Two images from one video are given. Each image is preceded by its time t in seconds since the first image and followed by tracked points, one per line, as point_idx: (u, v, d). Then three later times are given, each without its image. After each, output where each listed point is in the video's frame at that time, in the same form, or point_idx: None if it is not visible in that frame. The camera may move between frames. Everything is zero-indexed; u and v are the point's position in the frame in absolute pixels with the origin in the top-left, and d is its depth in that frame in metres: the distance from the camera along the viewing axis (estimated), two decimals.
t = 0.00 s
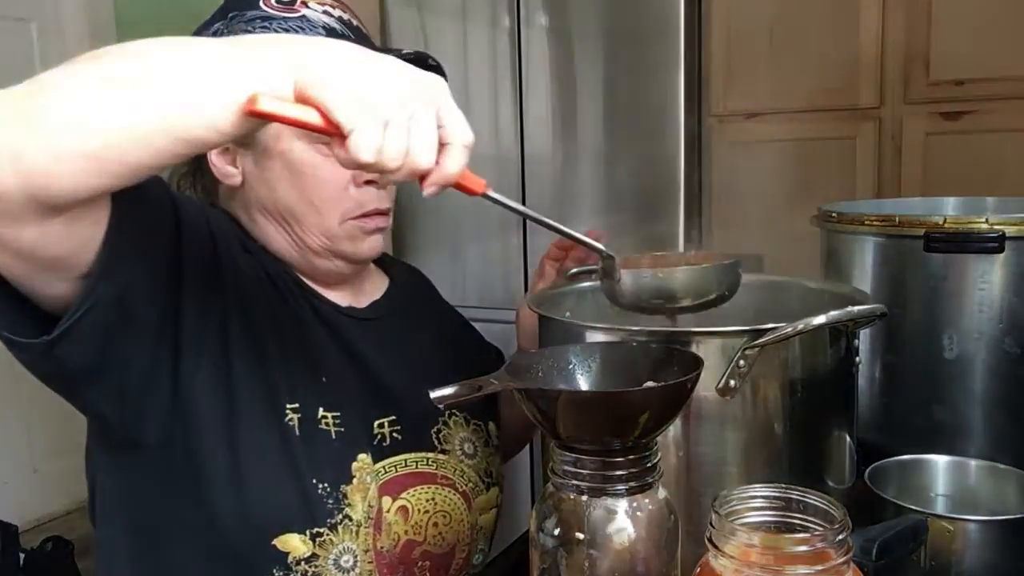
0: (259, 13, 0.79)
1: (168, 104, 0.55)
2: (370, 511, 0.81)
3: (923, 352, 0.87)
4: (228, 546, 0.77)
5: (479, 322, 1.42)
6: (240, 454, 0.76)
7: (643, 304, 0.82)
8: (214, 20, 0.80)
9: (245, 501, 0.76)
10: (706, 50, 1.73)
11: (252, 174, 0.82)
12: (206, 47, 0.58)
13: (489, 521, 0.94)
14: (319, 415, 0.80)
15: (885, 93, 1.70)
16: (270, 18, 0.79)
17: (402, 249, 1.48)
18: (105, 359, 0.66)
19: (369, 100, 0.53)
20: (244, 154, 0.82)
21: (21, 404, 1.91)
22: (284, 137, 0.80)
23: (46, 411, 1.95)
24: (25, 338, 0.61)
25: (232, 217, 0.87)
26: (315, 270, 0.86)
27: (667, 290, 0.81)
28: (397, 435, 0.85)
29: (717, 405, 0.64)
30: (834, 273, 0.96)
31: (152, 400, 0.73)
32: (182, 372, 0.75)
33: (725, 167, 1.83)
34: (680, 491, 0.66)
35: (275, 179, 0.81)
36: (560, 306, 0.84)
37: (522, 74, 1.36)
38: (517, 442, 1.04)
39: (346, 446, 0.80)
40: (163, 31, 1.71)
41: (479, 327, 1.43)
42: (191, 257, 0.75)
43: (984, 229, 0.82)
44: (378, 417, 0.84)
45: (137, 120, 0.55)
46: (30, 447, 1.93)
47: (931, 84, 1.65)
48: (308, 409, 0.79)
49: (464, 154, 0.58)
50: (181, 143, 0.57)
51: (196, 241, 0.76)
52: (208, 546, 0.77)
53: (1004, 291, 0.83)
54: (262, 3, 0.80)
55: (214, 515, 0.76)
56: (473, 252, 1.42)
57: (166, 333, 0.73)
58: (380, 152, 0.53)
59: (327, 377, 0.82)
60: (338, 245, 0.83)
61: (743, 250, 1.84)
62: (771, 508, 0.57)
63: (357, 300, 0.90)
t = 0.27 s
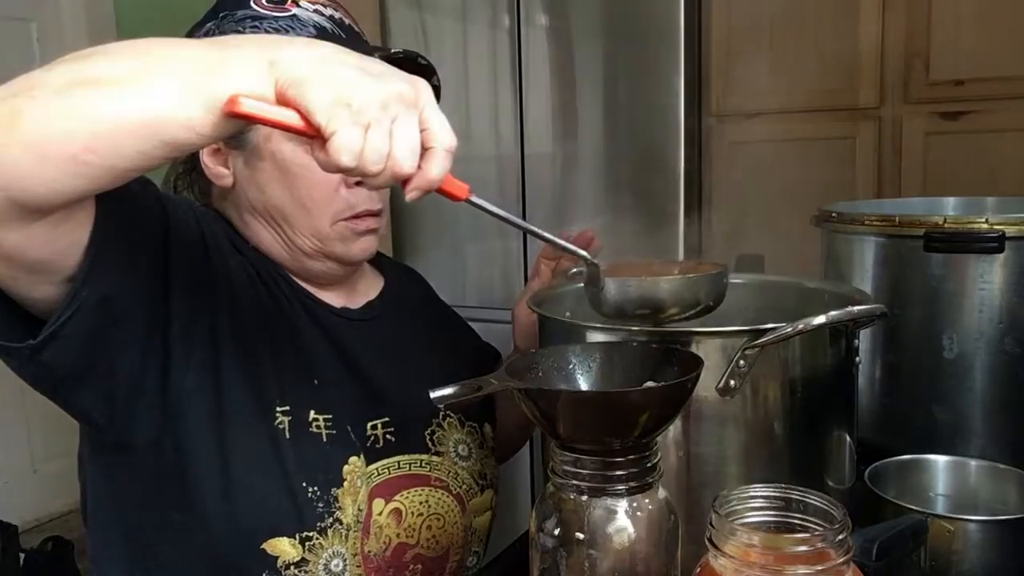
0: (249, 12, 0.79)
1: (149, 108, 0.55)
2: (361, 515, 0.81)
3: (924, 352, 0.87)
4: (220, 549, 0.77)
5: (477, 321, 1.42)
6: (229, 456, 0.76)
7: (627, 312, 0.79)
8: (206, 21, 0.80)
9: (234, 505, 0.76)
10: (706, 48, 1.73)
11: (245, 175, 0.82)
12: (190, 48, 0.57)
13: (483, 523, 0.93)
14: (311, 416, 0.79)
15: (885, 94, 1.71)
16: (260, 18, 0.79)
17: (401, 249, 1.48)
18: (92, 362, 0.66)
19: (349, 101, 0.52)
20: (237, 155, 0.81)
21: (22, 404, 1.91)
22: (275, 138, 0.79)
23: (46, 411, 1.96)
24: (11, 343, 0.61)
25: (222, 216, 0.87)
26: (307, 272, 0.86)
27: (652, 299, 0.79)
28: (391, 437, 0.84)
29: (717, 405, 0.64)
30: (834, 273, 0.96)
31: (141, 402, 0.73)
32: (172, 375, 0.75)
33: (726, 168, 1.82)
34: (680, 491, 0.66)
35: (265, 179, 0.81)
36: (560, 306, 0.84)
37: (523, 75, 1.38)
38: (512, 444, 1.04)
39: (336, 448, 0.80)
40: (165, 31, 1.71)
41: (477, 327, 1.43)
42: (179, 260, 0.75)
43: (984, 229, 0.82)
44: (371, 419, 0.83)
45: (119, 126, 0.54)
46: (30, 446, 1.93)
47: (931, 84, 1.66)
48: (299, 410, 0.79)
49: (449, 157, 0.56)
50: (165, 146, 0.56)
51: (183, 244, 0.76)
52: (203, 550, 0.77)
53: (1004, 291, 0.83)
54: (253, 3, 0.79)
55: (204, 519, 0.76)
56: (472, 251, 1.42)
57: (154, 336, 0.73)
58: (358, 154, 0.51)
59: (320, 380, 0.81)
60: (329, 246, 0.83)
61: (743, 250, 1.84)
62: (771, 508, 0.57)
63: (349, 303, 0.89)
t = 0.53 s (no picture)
0: (244, 12, 0.79)
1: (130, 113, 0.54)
2: (353, 518, 0.80)
3: (924, 352, 0.87)
4: (217, 551, 0.77)
5: (474, 321, 1.43)
6: (222, 459, 0.77)
7: (618, 314, 0.80)
8: (202, 20, 0.80)
9: (228, 508, 0.76)
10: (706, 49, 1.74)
11: (238, 175, 0.82)
12: (167, 52, 0.56)
13: (480, 526, 0.93)
14: (304, 421, 0.79)
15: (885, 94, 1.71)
16: (255, 18, 0.79)
17: (401, 249, 1.48)
18: (83, 364, 0.66)
19: (337, 103, 0.51)
20: (231, 155, 0.82)
21: (21, 403, 1.91)
22: (269, 139, 0.79)
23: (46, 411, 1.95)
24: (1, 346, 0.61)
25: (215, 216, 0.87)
26: (302, 274, 0.86)
27: (642, 300, 0.79)
28: (385, 439, 0.84)
29: (717, 405, 0.64)
30: (834, 273, 0.96)
31: (135, 405, 0.73)
32: (163, 377, 0.75)
33: (727, 168, 1.82)
34: (680, 491, 0.66)
35: (259, 180, 0.81)
36: (561, 305, 0.84)
37: (522, 75, 1.38)
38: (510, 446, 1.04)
39: (332, 451, 0.80)
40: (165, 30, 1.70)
41: (475, 327, 1.43)
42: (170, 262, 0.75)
43: (984, 229, 0.82)
44: (366, 421, 0.83)
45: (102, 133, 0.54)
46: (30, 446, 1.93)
47: (931, 84, 1.66)
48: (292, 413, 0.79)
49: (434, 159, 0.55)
50: (151, 148, 0.56)
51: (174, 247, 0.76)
52: (192, 554, 0.77)
53: (1004, 291, 0.83)
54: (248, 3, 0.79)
55: (197, 522, 0.76)
56: (471, 251, 1.42)
57: (144, 338, 0.73)
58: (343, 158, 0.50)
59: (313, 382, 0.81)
60: (323, 248, 0.83)
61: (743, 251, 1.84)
62: (771, 508, 0.57)
63: (344, 304, 0.88)
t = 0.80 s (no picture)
0: (243, 11, 0.79)
1: (104, 113, 0.54)
2: (349, 522, 0.80)
3: (924, 352, 0.87)
4: (213, 552, 0.77)
5: (473, 321, 1.43)
6: (216, 461, 0.77)
7: (604, 308, 0.80)
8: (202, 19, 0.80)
9: (223, 508, 0.76)
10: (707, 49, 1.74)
11: (235, 174, 0.82)
12: (136, 47, 0.55)
13: (478, 530, 0.93)
14: (301, 423, 0.79)
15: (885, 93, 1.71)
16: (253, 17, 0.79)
17: (401, 249, 1.48)
18: (71, 368, 0.67)
19: (308, 92, 0.50)
20: (229, 154, 0.82)
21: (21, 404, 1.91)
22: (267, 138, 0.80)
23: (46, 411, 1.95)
24: None
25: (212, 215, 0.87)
26: (299, 276, 0.86)
27: (629, 293, 0.80)
28: (384, 441, 0.84)
29: (717, 405, 0.64)
30: (834, 273, 0.96)
31: (128, 406, 0.74)
32: (157, 377, 0.75)
33: (727, 168, 1.82)
34: (680, 491, 0.66)
35: (255, 180, 0.81)
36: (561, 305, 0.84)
37: (522, 75, 1.36)
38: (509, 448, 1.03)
39: (329, 454, 0.80)
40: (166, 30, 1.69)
41: (473, 327, 1.43)
42: (164, 263, 0.75)
43: (984, 229, 0.82)
44: (364, 424, 0.83)
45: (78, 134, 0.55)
46: (29, 446, 1.93)
47: (931, 84, 1.66)
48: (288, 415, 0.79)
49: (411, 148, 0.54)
50: (126, 144, 0.56)
51: (169, 248, 0.77)
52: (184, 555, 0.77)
53: (1004, 291, 0.83)
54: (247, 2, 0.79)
55: (191, 523, 0.76)
56: (471, 252, 1.42)
57: (138, 340, 0.73)
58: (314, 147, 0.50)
59: (309, 385, 0.81)
60: (318, 249, 0.83)
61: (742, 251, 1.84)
62: (771, 507, 0.57)
63: (342, 307, 0.88)
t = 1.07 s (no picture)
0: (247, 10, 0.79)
1: (66, 110, 0.55)
2: (349, 527, 0.80)
3: (923, 352, 0.87)
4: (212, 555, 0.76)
5: (476, 322, 1.43)
6: (212, 464, 0.76)
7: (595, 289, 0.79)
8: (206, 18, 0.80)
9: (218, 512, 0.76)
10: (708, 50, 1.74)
11: (234, 173, 0.82)
12: (85, 42, 0.56)
13: (480, 532, 0.93)
14: (298, 428, 0.79)
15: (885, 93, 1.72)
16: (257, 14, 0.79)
17: (401, 249, 1.48)
18: (60, 377, 0.67)
19: (259, 76, 0.51)
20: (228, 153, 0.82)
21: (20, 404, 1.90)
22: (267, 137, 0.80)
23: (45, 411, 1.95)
24: None
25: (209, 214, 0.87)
26: (297, 277, 0.85)
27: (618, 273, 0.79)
28: (385, 445, 0.84)
29: (717, 405, 0.64)
30: (834, 273, 0.97)
31: (120, 413, 0.73)
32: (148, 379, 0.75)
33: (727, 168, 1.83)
34: (680, 492, 0.66)
35: (253, 179, 0.81)
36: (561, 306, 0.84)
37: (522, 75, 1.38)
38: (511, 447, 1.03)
39: (327, 458, 0.80)
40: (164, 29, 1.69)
41: (477, 327, 1.44)
42: (153, 265, 0.76)
43: (984, 229, 0.82)
44: (365, 426, 0.83)
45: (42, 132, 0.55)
46: (29, 446, 1.92)
47: (931, 83, 1.67)
48: (287, 419, 0.79)
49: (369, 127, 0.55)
50: (80, 141, 0.56)
51: (160, 251, 0.77)
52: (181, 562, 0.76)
53: (1004, 291, 0.83)
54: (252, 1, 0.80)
55: (187, 528, 0.76)
56: (470, 252, 1.42)
57: (127, 346, 0.73)
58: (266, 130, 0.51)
59: (309, 388, 0.81)
60: (315, 251, 0.82)
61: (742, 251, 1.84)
62: (771, 508, 0.57)
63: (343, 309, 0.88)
